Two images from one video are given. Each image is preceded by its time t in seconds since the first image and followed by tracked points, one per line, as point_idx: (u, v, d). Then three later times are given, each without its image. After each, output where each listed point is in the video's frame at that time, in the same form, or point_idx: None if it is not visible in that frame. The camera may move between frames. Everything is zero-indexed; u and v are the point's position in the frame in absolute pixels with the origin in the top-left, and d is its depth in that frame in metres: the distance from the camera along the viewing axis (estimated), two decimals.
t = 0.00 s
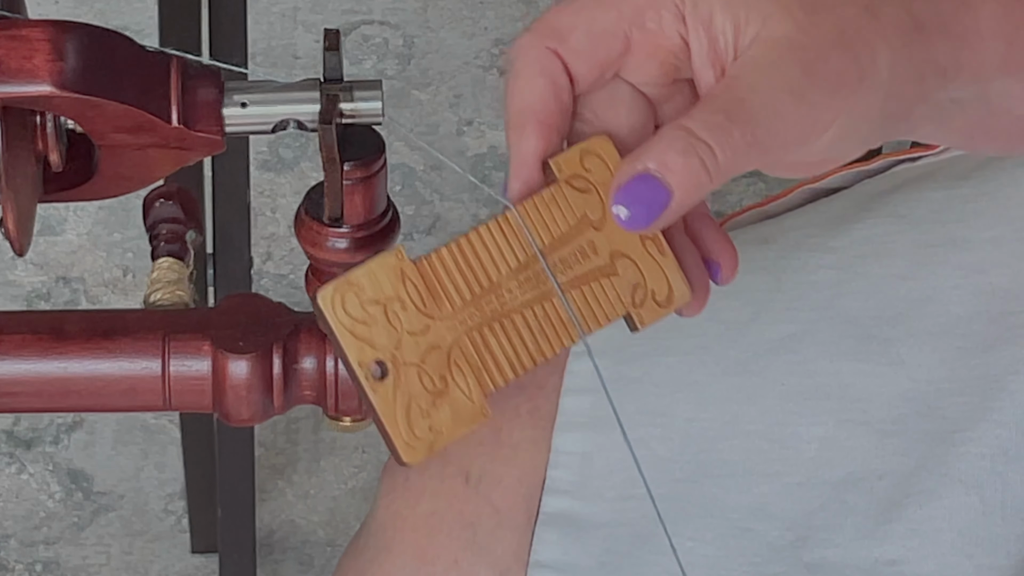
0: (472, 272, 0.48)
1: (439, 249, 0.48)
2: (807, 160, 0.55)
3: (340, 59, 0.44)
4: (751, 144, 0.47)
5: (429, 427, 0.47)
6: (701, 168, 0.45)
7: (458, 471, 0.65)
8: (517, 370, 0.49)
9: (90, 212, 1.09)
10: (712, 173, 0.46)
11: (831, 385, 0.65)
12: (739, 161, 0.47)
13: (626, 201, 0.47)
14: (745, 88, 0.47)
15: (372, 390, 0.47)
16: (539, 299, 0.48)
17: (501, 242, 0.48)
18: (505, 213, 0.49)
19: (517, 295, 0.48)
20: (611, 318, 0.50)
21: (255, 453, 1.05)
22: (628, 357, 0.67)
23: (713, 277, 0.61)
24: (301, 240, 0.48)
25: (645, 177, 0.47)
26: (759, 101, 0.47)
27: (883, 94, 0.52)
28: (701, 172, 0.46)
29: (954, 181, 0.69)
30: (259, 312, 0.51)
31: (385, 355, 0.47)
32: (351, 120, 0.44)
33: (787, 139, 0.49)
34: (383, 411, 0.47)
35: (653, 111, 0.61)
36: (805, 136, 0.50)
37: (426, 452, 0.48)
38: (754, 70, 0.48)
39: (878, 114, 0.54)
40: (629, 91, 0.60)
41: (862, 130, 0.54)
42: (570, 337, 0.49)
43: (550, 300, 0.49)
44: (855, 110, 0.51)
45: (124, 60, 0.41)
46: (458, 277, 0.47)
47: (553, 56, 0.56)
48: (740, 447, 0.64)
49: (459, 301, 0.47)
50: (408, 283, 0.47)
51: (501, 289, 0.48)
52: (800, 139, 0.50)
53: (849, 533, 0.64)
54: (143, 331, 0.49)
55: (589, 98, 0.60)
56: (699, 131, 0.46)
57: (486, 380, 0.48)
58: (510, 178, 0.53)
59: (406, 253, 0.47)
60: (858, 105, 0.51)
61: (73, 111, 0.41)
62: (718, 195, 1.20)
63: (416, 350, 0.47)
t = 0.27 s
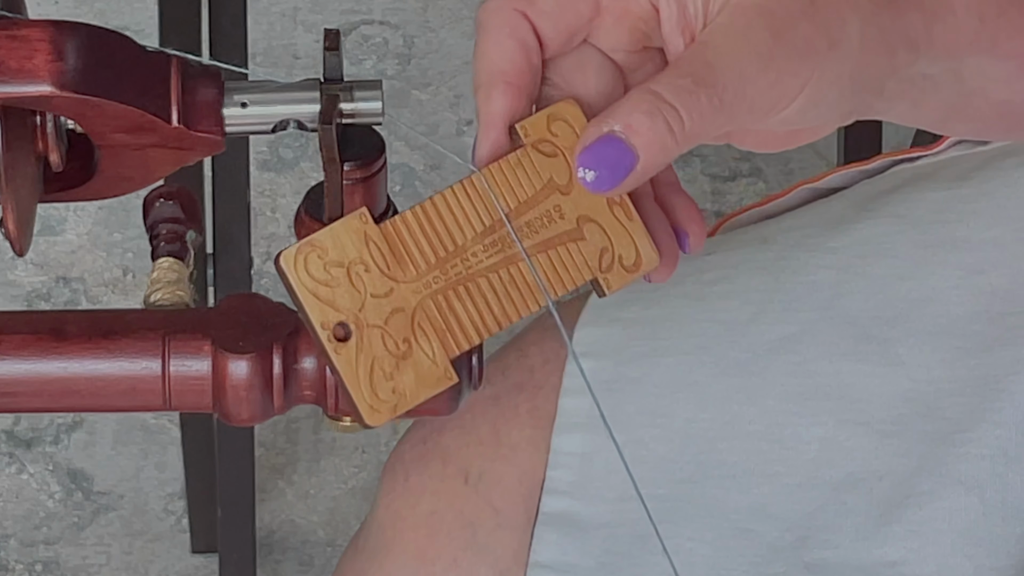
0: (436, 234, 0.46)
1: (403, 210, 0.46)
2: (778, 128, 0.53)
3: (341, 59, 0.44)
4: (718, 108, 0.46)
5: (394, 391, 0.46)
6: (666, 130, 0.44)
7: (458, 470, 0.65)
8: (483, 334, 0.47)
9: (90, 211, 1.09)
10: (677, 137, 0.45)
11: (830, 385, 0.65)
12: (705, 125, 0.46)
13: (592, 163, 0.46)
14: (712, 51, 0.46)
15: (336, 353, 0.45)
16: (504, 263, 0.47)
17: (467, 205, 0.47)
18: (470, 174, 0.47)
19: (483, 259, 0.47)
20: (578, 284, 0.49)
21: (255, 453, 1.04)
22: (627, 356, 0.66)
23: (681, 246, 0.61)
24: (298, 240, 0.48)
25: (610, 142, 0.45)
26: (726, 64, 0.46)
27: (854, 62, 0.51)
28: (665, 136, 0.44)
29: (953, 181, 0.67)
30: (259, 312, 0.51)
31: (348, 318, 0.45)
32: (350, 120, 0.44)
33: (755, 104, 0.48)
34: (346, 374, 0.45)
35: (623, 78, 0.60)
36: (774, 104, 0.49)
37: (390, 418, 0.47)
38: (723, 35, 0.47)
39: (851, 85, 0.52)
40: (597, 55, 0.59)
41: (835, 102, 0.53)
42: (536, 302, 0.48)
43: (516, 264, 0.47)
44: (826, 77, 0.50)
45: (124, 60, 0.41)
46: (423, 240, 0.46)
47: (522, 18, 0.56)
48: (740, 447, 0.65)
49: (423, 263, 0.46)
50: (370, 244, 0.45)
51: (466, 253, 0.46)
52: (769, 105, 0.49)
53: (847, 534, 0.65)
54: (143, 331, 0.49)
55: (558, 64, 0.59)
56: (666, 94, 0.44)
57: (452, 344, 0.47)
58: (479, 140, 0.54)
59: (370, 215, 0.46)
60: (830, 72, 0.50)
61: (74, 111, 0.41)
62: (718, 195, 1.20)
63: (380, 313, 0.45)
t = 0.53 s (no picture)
0: (476, 293, 0.46)
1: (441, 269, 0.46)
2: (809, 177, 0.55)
3: (340, 59, 0.44)
4: (753, 159, 0.48)
5: (434, 452, 0.46)
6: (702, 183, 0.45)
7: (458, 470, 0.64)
8: (523, 393, 0.48)
9: (90, 211, 1.09)
10: (715, 190, 0.46)
11: (828, 384, 0.66)
12: (742, 176, 0.47)
13: (630, 218, 0.47)
14: (747, 102, 0.48)
15: (376, 416, 0.46)
16: (543, 321, 0.47)
17: (506, 263, 0.47)
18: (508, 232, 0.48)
19: (522, 316, 0.47)
20: (616, 338, 0.50)
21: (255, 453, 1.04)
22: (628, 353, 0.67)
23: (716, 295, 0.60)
24: (300, 241, 0.48)
25: (648, 196, 0.46)
26: (759, 116, 0.48)
27: (881, 107, 0.54)
28: (704, 189, 0.46)
29: (955, 179, 0.70)
30: (259, 312, 0.51)
31: (387, 379, 0.46)
32: (351, 121, 0.44)
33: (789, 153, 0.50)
34: (387, 436, 0.46)
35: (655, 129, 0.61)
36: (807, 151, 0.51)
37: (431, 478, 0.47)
38: (756, 87, 0.49)
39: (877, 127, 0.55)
40: (629, 106, 0.60)
41: (863, 144, 0.55)
42: (575, 357, 0.48)
43: (555, 321, 0.48)
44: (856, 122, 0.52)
45: (124, 61, 0.41)
46: (462, 299, 0.46)
47: (552, 71, 0.57)
48: (739, 446, 0.65)
49: (463, 322, 0.46)
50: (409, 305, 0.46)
51: (506, 310, 0.47)
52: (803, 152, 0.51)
53: (848, 532, 0.64)
54: (143, 331, 0.49)
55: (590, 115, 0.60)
56: (701, 147, 0.46)
57: (493, 404, 0.47)
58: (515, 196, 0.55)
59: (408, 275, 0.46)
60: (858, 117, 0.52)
61: (74, 111, 0.41)
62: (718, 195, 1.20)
63: (420, 374, 0.46)
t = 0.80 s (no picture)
0: (527, 357, 0.48)
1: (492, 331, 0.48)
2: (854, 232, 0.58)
3: (340, 59, 0.44)
4: (800, 216, 0.50)
5: (484, 515, 0.47)
6: (749, 244, 0.48)
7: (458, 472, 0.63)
8: (570, 456, 0.49)
9: (90, 211, 1.08)
10: (763, 249, 0.49)
11: (829, 385, 0.66)
12: (789, 235, 0.50)
13: (677, 281, 0.49)
14: (792, 161, 0.51)
15: (426, 479, 0.47)
16: (592, 383, 0.49)
17: (555, 326, 0.49)
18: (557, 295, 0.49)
19: (571, 379, 0.48)
20: (661, 402, 0.51)
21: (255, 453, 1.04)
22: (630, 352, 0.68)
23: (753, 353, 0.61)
24: (301, 240, 0.48)
25: (698, 258, 0.49)
26: (803, 174, 0.51)
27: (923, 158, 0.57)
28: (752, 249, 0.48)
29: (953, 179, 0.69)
30: (259, 312, 0.51)
31: (438, 442, 0.47)
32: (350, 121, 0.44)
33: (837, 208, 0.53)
34: (438, 500, 0.47)
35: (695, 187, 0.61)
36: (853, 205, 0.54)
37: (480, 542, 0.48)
38: (800, 146, 0.52)
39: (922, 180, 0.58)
40: (668, 166, 0.60)
41: (910, 197, 0.58)
42: (623, 421, 0.50)
43: (603, 384, 0.49)
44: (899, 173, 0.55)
45: (124, 60, 0.41)
46: (513, 363, 0.48)
47: (594, 131, 0.57)
48: (739, 446, 0.66)
49: (513, 385, 0.48)
50: (461, 368, 0.47)
51: (555, 372, 0.48)
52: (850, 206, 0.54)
53: (847, 533, 0.64)
54: (143, 331, 0.49)
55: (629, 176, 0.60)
56: (748, 209, 0.49)
57: (541, 467, 0.48)
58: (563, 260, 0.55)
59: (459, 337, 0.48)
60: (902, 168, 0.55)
61: (74, 112, 0.41)
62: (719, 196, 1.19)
63: (470, 437, 0.47)
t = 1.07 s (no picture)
0: (572, 419, 0.51)
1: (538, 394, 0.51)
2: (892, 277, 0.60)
3: (340, 59, 0.44)
4: (840, 267, 0.52)
5: None
6: (791, 299, 0.50)
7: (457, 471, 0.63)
8: (616, 515, 0.51)
9: (90, 211, 1.07)
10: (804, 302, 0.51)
11: (830, 385, 0.68)
12: (829, 287, 0.52)
13: (721, 338, 0.51)
14: (829, 212, 0.54)
15: (474, 543, 0.49)
16: (636, 443, 0.52)
17: (599, 389, 0.52)
18: (601, 356, 0.52)
19: (615, 440, 0.51)
20: (704, 458, 0.54)
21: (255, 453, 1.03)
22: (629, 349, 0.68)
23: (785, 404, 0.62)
24: (301, 240, 0.48)
25: (741, 315, 0.51)
26: (842, 226, 0.53)
27: (958, 203, 0.59)
28: (794, 303, 0.50)
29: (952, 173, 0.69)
30: (260, 312, 0.51)
31: (486, 506, 0.49)
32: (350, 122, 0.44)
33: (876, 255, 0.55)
34: (487, 561, 0.49)
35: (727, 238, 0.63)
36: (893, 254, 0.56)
37: None
38: (838, 198, 0.54)
39: (957, 224, 0.60)
40: (704, 221, 0.62)
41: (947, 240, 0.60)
42: (665, 479, 0.53)
43: (646, 444, 0.52)
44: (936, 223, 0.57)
45: (124, 60, 0.41)
46: (558, 425, 0.51)
47: (633, 188, 0.58)
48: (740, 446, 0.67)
49: (559, 448, 0.51)
50: (508, 431, 0.50)
51: (599, 434, 0.51)
52: (890, 254, 0.56)
53: (849, 532, 0.67)
54: (144, 331, 0.49)
55: (665, 231, 0.61)
56: (791, 264, 0.51)
57: (586, 526, 0.51)
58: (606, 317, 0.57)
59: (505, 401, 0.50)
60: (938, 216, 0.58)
61: (74, 112, 0.41)
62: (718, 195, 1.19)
63: (519, 500, 0.50)
